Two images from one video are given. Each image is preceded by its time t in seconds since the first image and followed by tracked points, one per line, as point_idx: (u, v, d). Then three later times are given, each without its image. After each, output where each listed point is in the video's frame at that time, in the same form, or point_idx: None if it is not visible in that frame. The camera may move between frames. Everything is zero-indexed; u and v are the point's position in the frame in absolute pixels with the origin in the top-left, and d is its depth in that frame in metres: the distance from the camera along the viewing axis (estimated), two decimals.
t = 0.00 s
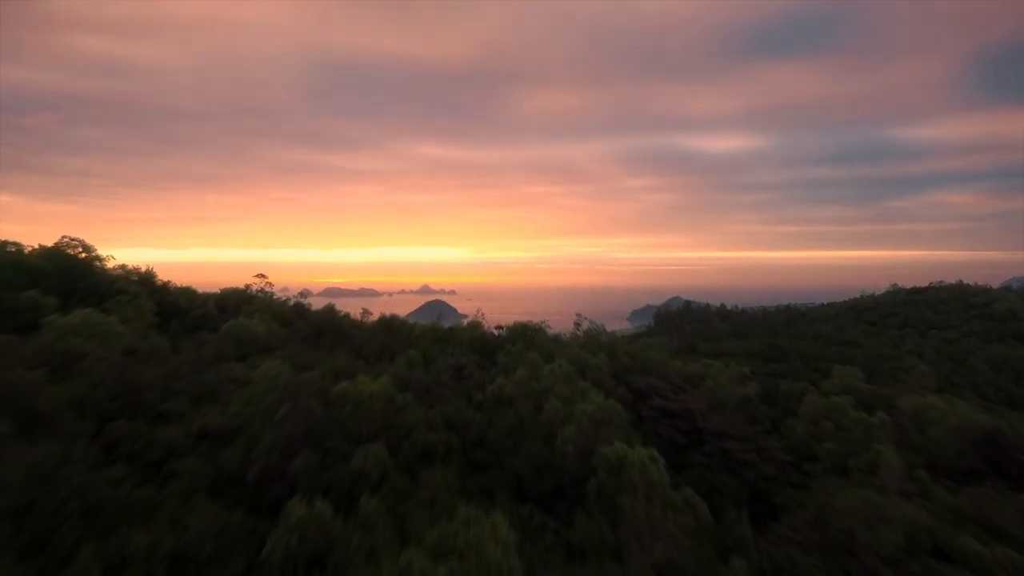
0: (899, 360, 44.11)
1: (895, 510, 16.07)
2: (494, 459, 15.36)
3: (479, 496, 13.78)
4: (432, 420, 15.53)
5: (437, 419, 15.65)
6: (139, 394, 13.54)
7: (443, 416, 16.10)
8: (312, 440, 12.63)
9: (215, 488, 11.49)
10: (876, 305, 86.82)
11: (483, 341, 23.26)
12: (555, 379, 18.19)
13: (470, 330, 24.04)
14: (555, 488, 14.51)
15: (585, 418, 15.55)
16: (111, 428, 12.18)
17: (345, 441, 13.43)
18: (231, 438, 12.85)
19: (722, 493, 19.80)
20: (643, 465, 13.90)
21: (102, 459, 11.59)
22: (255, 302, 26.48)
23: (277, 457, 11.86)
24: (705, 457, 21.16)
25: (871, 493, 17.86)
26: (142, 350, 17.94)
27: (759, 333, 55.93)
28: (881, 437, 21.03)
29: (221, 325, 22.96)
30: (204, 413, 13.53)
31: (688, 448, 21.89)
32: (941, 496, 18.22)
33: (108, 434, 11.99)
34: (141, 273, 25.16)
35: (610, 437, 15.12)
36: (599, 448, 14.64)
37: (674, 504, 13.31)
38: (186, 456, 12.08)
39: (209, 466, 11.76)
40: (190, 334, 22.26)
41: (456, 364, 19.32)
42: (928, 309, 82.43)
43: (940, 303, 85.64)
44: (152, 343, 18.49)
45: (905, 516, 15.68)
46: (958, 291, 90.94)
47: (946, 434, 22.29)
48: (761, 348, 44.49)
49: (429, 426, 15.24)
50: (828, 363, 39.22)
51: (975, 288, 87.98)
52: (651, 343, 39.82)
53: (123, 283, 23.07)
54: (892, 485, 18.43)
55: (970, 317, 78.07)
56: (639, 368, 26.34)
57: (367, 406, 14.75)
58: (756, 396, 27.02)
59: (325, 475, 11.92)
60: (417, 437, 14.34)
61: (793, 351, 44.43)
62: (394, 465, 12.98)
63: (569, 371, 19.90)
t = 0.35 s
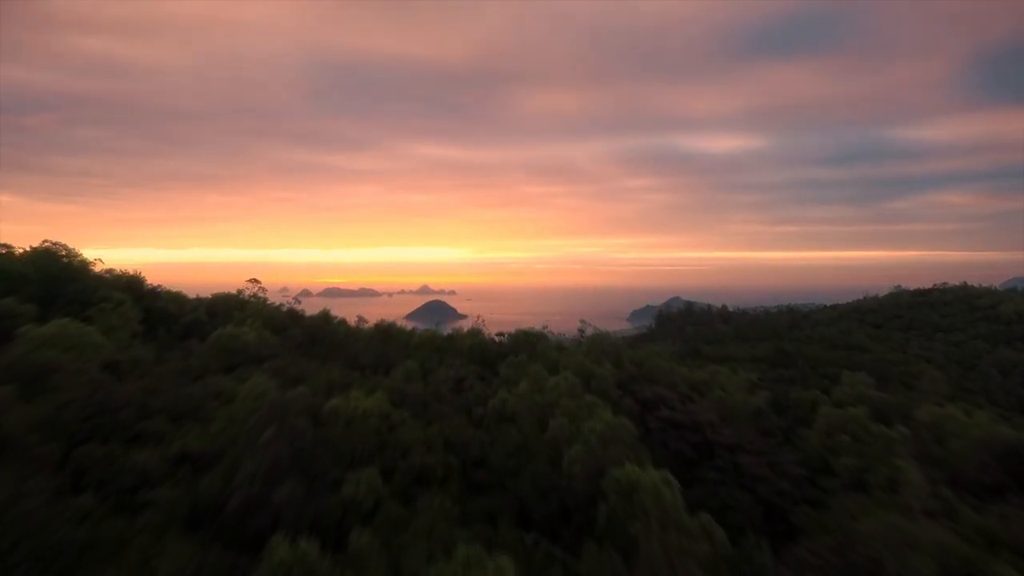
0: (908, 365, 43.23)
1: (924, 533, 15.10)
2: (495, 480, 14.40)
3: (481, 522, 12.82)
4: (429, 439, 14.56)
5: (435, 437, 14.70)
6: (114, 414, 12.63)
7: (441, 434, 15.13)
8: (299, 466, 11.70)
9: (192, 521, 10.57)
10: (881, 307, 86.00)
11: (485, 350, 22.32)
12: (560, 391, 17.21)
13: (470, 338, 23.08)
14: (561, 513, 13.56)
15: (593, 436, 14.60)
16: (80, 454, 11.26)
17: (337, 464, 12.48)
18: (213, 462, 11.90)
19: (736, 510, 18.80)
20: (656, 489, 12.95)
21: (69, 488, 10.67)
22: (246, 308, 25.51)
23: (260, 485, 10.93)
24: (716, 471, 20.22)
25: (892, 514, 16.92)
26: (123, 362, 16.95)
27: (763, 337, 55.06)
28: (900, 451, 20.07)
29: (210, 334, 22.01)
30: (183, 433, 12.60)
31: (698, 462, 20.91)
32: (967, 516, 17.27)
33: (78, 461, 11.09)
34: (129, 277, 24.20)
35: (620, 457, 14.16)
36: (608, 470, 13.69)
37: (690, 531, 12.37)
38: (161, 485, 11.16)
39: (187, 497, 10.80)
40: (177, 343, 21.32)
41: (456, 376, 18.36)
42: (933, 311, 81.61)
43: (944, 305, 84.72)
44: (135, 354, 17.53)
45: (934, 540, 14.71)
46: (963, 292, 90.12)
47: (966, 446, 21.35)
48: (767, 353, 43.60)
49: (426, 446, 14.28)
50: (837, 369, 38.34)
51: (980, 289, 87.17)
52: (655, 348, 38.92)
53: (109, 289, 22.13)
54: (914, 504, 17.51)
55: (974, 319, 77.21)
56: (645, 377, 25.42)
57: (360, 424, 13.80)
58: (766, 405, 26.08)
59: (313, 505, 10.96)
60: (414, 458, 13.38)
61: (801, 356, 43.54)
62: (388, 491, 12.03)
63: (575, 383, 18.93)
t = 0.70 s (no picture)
0: (918, 371, 42.18)
1: (960, 566, 13.97)
2: (498, 508, 13.31)
3: (483, 558, 11.73)
4: (427, 463, 13.46)
5: (433, 461, 13.59)
6: (81, 441, 11.53)
7: (439, 458, 14.03)
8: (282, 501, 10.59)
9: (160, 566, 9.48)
10: (886, 309, 84.94)
11: (487, 364, 21.23)
12: (568, 408, 16.09)
13: (470, 349, 21.95)
14: (570, 544, 12.43)
15: (604, 460, 13.48)
16: (39, 487, 10.16)
17: (325, 496, 11.38)
18: (188, 494, 10.80)
19: (752, 533, 17.65)
20: (675, 521, 11.86)
21: (25, 528, 9.58)
22: (236, 315, 24.38)
23: (237, 525, 9.84)
24: (732, 490, 19.10)
25: (923, 541, 15.85)
26: (100, 377, 15.83)
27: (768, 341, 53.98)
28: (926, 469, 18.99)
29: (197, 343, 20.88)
30: (157, 461, 11.51)
31: (711, 479, 19.81)
32: (1002, 543, 16.19)
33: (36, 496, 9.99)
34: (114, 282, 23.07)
35: (634, 483, 13.06)
36: (622, 499, 12.59)
37: (713, 567, 11.28)
38: (129, 522, 10.05)
39: (157, 536, 9.73)
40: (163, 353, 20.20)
41: (456, 392, 17.25)
42: (939, 313, 80.58)
43: (950, 307, 83.65)
44: (113, 368, 16.40)
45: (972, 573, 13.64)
46: (969, 294, 89.07)
47: (992, 464, 20.23)
48: (775, 359, 42.51)
49: (424, 472, 13.16)
50: (847, 376, 37.27)
51: (986, 291, 86.14)
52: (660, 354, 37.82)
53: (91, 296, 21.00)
54: (945, 529, 16.43)
55: (981, 322, 76.05)
56: (653, 388, 24.29)
57: (351, 449, 12.69)
58: (780, 417, 24.96)
59: (297, 546, 9.87)
60: (410, 485, 12.28)
61: (809, 361, 42.48)
62: (381, 526, 10.93)
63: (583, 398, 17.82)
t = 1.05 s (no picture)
0: (929, 376, 41.16)
1: None
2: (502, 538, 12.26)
3: None
4: (425, 489, 12.42)
5: (431, 488, 12.55)
6: (45, 471, 10.51)
7: (438, 483, 12.99)
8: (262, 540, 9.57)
9: None
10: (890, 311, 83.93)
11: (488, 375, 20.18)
12: (576, 426, 15.05)
13: (471, 359, 20.90)
14: None
15: (617, 486, 12.45)
16: None
17: (312, 530, 10.33)
18: (159, 531, 9.77)
19: (770, 557, 16.55)
20: (696, 557, 10.82)
21: None
22: (228, 322, 23.32)
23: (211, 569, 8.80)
24: (748, 508, 18.04)
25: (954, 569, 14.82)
26: (76, 392, 14.78)
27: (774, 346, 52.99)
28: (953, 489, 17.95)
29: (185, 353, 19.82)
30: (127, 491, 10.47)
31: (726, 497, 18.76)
32: None
33: None
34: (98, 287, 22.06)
35: (650, 512, 12.02)
36: (638, 530, 11.55)
37: None
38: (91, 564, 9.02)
39: None
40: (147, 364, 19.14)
41: (456, 408, 16.21)
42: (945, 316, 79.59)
43: (955, 309, 82.67)
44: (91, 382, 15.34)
45: None
46: (974, 296, 88.09)
47: (1021, 481, 19.20)
48: (782, 365, 41.49)
49: (421, 500, 12.12)
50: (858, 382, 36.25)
51: (992, 293, 85.18)
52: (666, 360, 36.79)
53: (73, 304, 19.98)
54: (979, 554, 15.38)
55: (989, 324, 75.01)
56: (663, 399, 23.22)
57: (342, 476, 11.64)
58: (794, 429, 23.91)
59: None
60: (406, 516, 11.24)
61: (817, 366, 41.47)
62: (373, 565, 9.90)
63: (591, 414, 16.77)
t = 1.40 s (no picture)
0: (941, 383, 40.00)
1: None
2: None
3: None
4: (422, 525, 11.21)
5: (430, 524, 11.33)
6: None
7: (437, 516, 11.78)
8: None
9: None
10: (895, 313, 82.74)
11: (491, 388, 18.95)
12: (587, 449, 13.83)
13: (472, 372, 19.67)
14: None
15: (635, 522, 11.27)
16: None
17: None
18: None
19: None
20: None
21: None
22: (217, 330, 22.09)
23: None
24: (770, 533, 16.81)
25: None
26: (44, 415, 13.57)
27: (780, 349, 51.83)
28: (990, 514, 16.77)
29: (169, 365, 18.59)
30: (86, 537, 9.28)
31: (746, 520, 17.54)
32: None
33: None
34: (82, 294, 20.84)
35: (672, 551, 10.81)
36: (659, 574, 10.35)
37: None
38: None
39: None
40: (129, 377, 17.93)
41: (457, 428, 14.99)
42: (951, 318, 78.42)
43: (962, 311, 81.52)
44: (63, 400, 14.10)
45: None
46: (980, 298, 86.94)
47: None
48: (792, 370, 40.32)
49: (418, 538, 10.90)
50: (871, 389, 35.07)
51: (998, 295, 84.03)
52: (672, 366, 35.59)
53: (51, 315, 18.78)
54: None
55: (996, 327, 73.84)
56: (675, 411, 21.99)
57: (330, 513, 10.42)
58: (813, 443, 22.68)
59: None
60: (401, 559, 10.02)
61: (827, 372, 40.30)
62: None
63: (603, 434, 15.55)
